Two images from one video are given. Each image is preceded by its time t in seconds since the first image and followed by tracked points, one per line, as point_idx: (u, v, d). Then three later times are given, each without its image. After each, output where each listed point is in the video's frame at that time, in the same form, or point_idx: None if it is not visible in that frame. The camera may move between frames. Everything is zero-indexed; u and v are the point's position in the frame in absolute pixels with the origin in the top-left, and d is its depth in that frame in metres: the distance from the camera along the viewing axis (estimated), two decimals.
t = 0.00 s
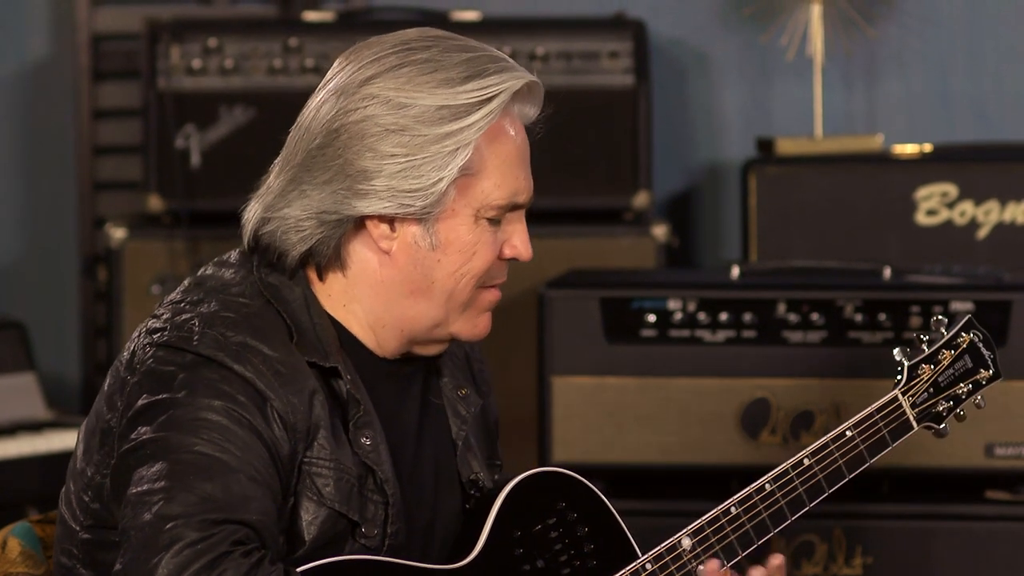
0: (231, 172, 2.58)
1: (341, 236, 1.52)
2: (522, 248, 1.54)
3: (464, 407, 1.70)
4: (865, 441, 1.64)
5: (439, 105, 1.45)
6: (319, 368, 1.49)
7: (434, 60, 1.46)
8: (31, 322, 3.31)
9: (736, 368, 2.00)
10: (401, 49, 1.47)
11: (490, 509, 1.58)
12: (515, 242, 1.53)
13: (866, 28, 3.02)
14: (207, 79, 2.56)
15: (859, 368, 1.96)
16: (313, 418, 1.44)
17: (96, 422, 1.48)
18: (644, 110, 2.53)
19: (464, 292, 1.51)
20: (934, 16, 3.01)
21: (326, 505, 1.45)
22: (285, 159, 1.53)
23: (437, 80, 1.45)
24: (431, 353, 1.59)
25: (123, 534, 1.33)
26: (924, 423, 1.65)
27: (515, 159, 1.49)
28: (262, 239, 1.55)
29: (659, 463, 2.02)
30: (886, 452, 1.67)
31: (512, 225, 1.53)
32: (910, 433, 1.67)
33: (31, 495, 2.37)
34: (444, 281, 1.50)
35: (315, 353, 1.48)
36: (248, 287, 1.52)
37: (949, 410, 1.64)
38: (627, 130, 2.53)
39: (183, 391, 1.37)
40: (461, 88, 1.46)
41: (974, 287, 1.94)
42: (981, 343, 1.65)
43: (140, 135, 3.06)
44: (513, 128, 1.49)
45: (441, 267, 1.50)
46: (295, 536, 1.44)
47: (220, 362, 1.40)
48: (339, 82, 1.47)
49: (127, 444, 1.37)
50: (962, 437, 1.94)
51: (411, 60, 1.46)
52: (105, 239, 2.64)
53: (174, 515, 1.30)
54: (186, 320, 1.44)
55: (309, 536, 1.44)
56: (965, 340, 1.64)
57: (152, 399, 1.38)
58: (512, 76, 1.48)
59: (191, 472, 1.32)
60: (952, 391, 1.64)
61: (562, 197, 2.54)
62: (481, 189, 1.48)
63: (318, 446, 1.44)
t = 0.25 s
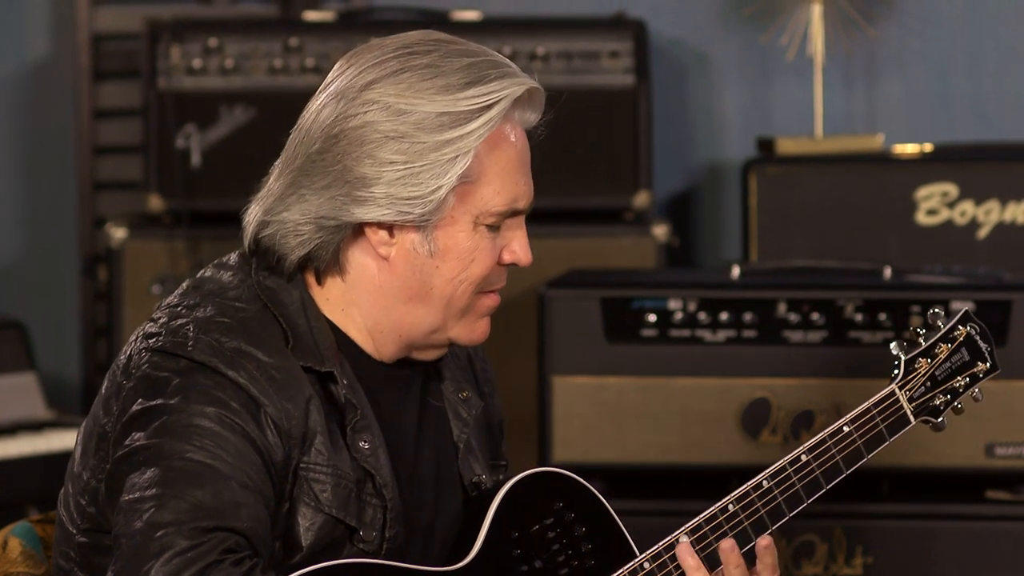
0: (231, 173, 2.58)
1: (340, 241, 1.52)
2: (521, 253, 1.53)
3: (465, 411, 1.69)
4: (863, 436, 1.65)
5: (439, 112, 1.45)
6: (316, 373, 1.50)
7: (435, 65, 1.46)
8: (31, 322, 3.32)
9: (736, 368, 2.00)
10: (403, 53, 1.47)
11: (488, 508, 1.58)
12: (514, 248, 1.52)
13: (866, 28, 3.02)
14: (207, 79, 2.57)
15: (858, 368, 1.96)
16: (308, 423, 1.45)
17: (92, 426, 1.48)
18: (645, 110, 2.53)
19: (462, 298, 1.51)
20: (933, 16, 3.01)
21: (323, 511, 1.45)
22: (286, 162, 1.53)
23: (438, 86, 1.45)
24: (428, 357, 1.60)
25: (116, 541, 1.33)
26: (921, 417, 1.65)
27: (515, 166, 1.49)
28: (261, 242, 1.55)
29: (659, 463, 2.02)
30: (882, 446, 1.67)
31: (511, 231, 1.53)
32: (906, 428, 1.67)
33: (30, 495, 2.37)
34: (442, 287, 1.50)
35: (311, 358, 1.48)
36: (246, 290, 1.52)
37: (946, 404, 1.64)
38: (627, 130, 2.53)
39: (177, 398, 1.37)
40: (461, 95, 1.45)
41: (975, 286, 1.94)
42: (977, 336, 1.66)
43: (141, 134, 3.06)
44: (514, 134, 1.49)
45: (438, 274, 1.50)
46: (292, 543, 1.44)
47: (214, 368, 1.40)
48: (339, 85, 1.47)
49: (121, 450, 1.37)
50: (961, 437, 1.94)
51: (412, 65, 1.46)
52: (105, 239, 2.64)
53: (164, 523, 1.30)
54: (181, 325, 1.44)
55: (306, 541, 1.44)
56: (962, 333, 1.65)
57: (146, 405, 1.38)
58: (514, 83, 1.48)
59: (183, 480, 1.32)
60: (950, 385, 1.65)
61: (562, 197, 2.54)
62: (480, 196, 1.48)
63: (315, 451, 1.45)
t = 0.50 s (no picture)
0: (231, 173, 2.58)
1: (344, 244, 1.52)
2: (523, 255, 1.54)
3: (467, 411, 1.70)
4: (864, 434, 1.65)
5: (443, 116, 1.45)
6: (318, 374, 1.50)
7: (439, 69, 1.46)
8: (31, 322, 3.32)
9: (736, 368, 2.00)
10: (407, 56, 1.47)
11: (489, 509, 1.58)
12: (516, 250, 1.53)
13: (866, 27, 3.02)
14: (207, 79, 2.57)
15: (858, 368, 1.96)
16: (312, 424, 1.45)
17: (96, 427, 1.48)
18: (645, 110, 2.53)
19: (465, 301, 1.52)
20: (933, 16, 3.01)
21: (326, 511, 1.45)
22: (289, 164, 1.53)
23: (442, 90, 1.45)
24: (431, 361, 1.60)
25: (121, 542, 1.33)
26: (921, 416, 1.66)
27: (518, 169, 1.50)
28: (264, 243, 1.56)
29: (659, 463, 2.02)
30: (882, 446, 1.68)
31: (514, 234, 1.53)
32: (907, 427, 1.67)
33: (30, 495, 2.37)
34: (446, 290, 1.51)
35: (314, 359, 1.49)
36: (248, 291, 1.52)
37: (946, 402, 1.64)
38: (627, 130, 2.53)
39: (181, 399, 1.37)
40: (465, 99, 1.46)
41: (975, 286, 1.94)
42: (977, 335, 1.66)
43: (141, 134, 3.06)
44: (517, 137, 1.50)
45: (442, 278, 1.50)
46: (294, 544, 1.45)
47: (218, 368, 1.40)
48: (343, 88, 1.47)
49: (126, 451, 1.37)
50: (962, 436, 1.94)
51: (417, 68, 1.46)
52: (105, 239, 2.64)
53: (170, 523, 1.30)
54: (184, 326, 1.44)
55: (309, 542, 1.45)
56: (961, 332, 1.65)
57: (150, 406, 1.38)
58: (518, 86, 1.48)
59: (189, 480, 1.32)
60: (950, 383, 1.65)
61: (562, 197, 2.54)
62: (485, 200, 1.49)
63: (318, 452, 1.45)
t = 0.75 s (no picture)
0: (230, 172, 2.58)
1: (347, 248, 1.52)
2: (524, 251, 1.56)
3: (467, 410, 1.70)
4: (863, 434, 1.65)
5: (444, 116, 1.45)
6: (317, 374, 1.50)
7: (436, 69, 1.46)
8: (29, 321, 3.31)
9: (735, 368, 2.00)
10: (403, 57, 1.47)
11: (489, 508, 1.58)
12: (518, 246, 1.55)
13: (864, 27, 3.02)
14: (206, 78, 2.56)
15: (857, 368, 1.96)
16: (311, 424, 1.45)
17: (94, 427, 1.48)
18: (643, 109, 2.53)
19: (469, 299, 1.53)
20: (933, 16, 3.01)
21: (325, 511, 1.45)
22: (287, 169, 1.53)
23: (442, 90, 1.46)
24: (433, 359, 1.61)
25: (120, 542, 1.33)
26: (921, 416, 1.66)
27: (518, 165, 1.51)
28: (265, 249, 1.55)
29: (658, 463, 2.02)
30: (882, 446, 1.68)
31: (515, 231, 1.55)
32: (907, 427, 1.67)
33: (29, 494, 2.37)
34: (451, 291, 1.52)
35: (313, 359, 1.49)
36: (248, 292, 1.52)
37: (946, 402, 1.64)
38: (626, 130, 2.53)
39: (180, 399, 1.37)
40: (465, 98, 1.46)
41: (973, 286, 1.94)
42: (977, 335, 1.66)
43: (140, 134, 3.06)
44: (516, 134, 1.51)
45: (446, 277, 1.52)
46: (293, 543, 1.45)
47: (217, 368, 1.40)
48: (340, 92, 1.47)
49: (125, 451, 1.37)
50: (961, 436, 1.94)
51: (414, 69, 1.46)
52: (104, 238, 2.64)
53: (170, 523, 1.30)
54: (184, 326, 1.44)
55: (308, 542, 1.45)
56: (961, 332, 1.66)
57: (149, 406, 1.38)
58: (515, 83, 1.49)
59: (189, 480, 1.32)
60: (950, 383, 1.65)
61: (561, 196, 2.54)
62: (488, 198, 1.50)
63: (317, 451, 1.45)
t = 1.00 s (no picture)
0: (228, 171, 2.58)
1: (345, 248, 1.52)
2: (522, 248, 1.56)
3: (464, 408, 1.70)
4: (861, 434, 1.65)
5: (440, 115, 1.46)
6: (315, 374, 1.50)
7: (431, 67, 1.47)
8: (28, 321, 3.31)
9: (733, 367, 2.00)
10: (397, 56, 1.47)
11: (487, 508, 1.58)
12: (516, 244, 1.55)
13: (864, 26, 3.02)
14: (204, 77, 2.56)
15: (855, 367, 1.96)
16: (309, 424, 1.45)
17: (92, 426, 1.48)
18: (642, 108, 2.53)
19: (468, 297, 1.53)
20: (932, 16, 3.00)
21: (323, 511, 1.45)
22: (282, 170, 1.52)
23: (437, 88, 1.46)
24: (431, 357, 1.60)
25: (118, 543, 1.33)
26: (919, 416, 1.66)
27: (514, 162, 1.52)
28: (263, 250, 1.55)
29: (656, 462, 2.02)
30: (881, 445, 1.68)
31: (512, 227, 1.55)
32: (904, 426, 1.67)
33: (28, 493, 2.37)
34: (449, 289, 1.52)
35: (310, 358, 1.49)
36: (245, 292, 1.52)
37: (944, 402, 1.64)
38: (624, 129, 2.53)
39: (177, 399, 1.37)
40: (460, 96, 1.46)
41: (972, 285, 1.94)
42: (975, 334, 1.66)
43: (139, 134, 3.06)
44: (512, 131, 1.51)
45: (445, 276, 1.52)
46: (291, 543, 1.45)
47: (214, 369, 1.40)
48: (335, 92, 1.47)
49: (122, 452, 1.37)
50: (959, 435, 1.94)
51: (408, 68, 1.46)
52: (103, 237, 2.64)
53: (168, 524, 1.31)
54: (180, 327, 1.44)
55: (305, 542, 1.45)
56: (959, 331, 1.65)
57: (146, 407, 1.38)
58: (510, 80, 1.49)
59: (187, 481, 1.32)
60: (948, 383, 1.65)
61: (559, 196, 2.54)
62: (485, 196, 1.51)
63: (315, 451, 1.45)
